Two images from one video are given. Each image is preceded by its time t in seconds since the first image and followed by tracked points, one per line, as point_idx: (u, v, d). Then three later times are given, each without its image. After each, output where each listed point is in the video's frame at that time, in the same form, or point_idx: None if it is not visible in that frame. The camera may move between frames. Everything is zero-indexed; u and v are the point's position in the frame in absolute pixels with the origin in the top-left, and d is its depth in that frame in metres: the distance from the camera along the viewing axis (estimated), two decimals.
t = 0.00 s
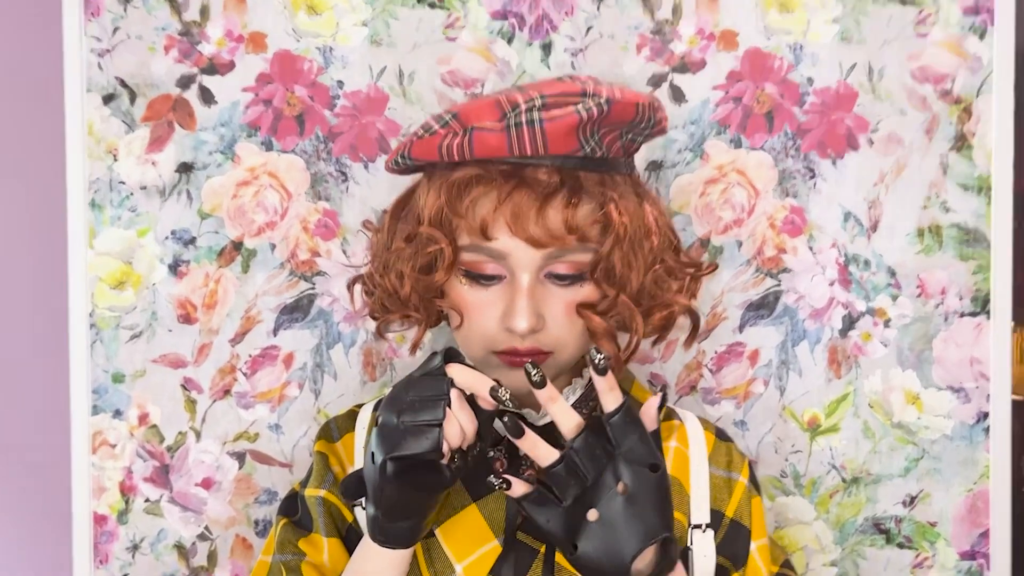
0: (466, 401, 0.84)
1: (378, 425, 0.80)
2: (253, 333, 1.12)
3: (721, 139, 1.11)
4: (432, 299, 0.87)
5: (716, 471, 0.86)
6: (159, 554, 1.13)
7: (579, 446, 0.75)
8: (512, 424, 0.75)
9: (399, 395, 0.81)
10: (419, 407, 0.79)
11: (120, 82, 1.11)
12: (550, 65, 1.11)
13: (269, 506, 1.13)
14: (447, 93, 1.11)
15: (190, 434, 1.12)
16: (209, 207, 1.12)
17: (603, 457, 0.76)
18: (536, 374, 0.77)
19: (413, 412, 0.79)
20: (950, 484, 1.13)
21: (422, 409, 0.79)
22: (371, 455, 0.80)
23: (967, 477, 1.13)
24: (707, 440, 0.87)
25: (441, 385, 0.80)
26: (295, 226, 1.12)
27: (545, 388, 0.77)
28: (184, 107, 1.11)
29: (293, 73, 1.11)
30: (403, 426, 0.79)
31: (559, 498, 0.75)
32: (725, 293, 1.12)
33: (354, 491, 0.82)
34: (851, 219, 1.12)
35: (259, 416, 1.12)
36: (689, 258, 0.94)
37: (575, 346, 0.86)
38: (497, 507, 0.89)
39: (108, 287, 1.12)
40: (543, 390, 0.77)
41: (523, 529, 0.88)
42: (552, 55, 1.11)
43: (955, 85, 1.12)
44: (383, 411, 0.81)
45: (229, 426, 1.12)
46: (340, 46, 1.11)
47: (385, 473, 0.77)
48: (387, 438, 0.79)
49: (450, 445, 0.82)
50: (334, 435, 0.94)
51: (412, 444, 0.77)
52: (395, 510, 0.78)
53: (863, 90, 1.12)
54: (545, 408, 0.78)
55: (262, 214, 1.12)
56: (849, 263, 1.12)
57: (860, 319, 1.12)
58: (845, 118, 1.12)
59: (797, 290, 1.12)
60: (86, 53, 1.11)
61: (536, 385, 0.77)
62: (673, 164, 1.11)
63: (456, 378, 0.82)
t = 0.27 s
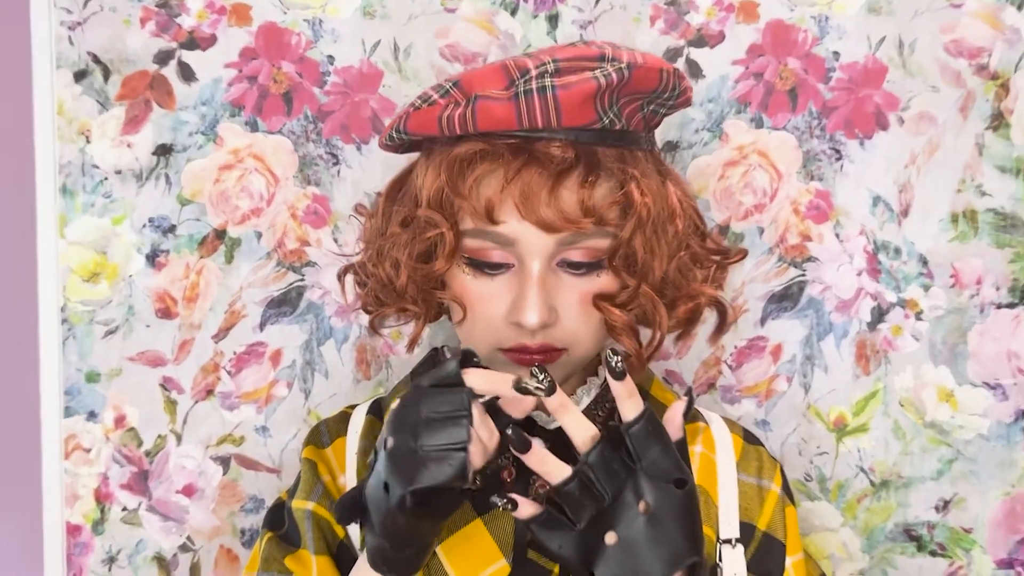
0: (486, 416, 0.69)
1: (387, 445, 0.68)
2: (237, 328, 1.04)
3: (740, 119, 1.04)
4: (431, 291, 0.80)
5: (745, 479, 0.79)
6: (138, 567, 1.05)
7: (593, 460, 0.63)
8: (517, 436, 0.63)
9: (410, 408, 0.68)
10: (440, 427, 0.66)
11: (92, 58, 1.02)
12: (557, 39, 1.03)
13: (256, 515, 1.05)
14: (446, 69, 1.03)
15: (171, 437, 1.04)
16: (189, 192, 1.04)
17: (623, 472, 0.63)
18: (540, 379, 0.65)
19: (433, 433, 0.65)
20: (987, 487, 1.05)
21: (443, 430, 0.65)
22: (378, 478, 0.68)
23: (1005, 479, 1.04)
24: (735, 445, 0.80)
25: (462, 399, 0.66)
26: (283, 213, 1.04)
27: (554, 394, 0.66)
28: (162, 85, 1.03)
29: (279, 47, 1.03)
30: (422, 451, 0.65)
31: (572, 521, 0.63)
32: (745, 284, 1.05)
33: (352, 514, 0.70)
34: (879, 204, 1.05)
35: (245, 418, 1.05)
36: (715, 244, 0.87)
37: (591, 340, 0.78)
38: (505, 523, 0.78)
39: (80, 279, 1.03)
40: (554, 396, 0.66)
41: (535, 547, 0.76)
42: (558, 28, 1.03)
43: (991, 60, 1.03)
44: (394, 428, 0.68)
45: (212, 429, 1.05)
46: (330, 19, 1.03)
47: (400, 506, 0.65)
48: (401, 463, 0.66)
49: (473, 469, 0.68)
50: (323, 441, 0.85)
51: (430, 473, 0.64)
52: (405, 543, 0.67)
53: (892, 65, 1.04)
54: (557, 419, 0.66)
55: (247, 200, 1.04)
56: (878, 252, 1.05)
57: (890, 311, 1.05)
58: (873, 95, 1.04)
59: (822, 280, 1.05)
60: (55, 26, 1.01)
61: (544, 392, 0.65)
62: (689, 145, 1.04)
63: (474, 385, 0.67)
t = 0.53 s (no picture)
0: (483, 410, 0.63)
1: (378, 448, 0.61)
2: (215, 317, 0.98)
3: (754, 92, 0.97)
4: (420, 271, 0.73)
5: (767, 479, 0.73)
6: (111, 571, 0.98)
7: (604, 464, 0.56)
8: (516, 437, 0.56)
9: (403, 406, 0.61)
10: (436, 429, 0.59)
11: (58, 26, 0.94)
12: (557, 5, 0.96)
13: (238, 515, 0.99)
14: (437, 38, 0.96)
15: (145, 434, 0.98)
16: (163, 171, 0.96)
17: (636, 478, 0.57)
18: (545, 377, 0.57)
19: (429, 436, 0.59)
20: (1013, 484, 0.99)
21: (438, 432, 0.59)
22: (368, 483, 0.62)
23: None
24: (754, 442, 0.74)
25: (461, 395, 0.60)
26: (265, 193, 0.97)
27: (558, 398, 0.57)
28: (133, 55, 0.95)
29: (259, 15, 0.96)
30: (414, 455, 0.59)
31: (580, 532, 0.56)
32: (759, 269, 0.99)
33: (341, 521, 0.64)
34: (902, 182, 0.98)
35: (225, 413, 0.98)
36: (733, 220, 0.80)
37: (600, 327, 0.72)
38: (505, 530, 0.71)
39: (47, 265, 0.96)
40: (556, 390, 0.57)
41: (536, 557, 0.69)
42: None
43: (1021, 28, 0.96)
44: (386, 427, 0.61)
45: (190, 424, 0.98)
46: None
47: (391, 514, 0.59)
48: (394, 467, 0.60)
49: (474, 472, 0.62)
50: (304, 439, 0.79)
51: (425, 479, 0.58)
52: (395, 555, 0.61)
53: (916, 34, 0.97)
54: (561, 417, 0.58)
55: (225, 178, 0.97)
56: (900, 233, 0.98)
57: (912, 296, 0.98)
58: (896, 67, 0.97)
59: (840, 264, 0.99)
60: None
61: (547, 387, 0.57)
62: (700, 120, 0.97)
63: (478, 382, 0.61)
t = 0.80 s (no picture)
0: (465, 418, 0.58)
1: (338, 464, 0.57)
2: (195, 319, 0.93)
3: (760, 82, 0.93)
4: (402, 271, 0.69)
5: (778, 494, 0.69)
6: None
7: (616, 484, 0.52)
8: (517, 454, 0.51)
9: (366, 416, 0.58)
10: (402, 442, 0.55)
11: (27, 12, 0.89)
12: None
13: (219, 527, 0.94)
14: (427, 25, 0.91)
15: (121, 442, 0.93)
16: (139, 165, 0.91)
17: (649, 499, 0.53)
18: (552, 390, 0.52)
19: (395, 450, 0.55)
20: None
21: (404, 445, 0.55)
22: (327, 505, 0.57)
23: None
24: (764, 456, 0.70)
25: (428, 402, 0.56)
26: (246, 188, 0.92)
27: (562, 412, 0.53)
28: (107, 43, 0.90)
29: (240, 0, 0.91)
30: (378, 471, 0.55)
31: (586, 557, 0.52)
32: (766, 267, 0.94)
33: (301, 551, 0.59)
34: (913, 177, 0.94)
35: (205, 420, 0.93)
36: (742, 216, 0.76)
37: (598, 331, 0.67)
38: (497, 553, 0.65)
39: (17, 265, 0.91)
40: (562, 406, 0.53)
41: None
42: None
43: None
44: (347, 442, 0.57)
45: (169, 432, 0.93)
46: None
47: (352, 538, 0.55)
48: (356, 485, 0.55)
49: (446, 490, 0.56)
50: (282, 454, 0.74)
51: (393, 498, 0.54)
52: None
53: (928, 21, 0.93)
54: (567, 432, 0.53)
55: (204, 173, 0.92)
56: (912, 230, 0.94)
57: (925, 296, 0.94)
58: (907, 56, 0.93)
59: (850, 262, 0.94)
60: None
61: (551, 401, 0.52)
62: (703, 111, 0.93)
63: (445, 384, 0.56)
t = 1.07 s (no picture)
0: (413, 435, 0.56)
1: (267, 525, 0.54)
2: (170, 319, 0.89)
3: (756, 72, 0.90)
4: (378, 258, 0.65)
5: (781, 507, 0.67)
6: None
7: (641, 522, 0.48)
8: (529, 485, 0.46)
9: (291, 467, 0.55)
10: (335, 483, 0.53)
11: None
12: None
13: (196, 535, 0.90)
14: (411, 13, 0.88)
15: (93, 447, 0.89)
16: (111, 158, 0.87)
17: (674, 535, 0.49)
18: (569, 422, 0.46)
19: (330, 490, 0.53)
20: None
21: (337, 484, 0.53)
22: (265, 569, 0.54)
23: None
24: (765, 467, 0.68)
25: (352, 440, 0.54)
26: (222, 183, 0.88)
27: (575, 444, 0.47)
28: (76, 31, 0.86)
29: None
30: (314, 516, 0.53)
31: None
32: (763, 264, 0.91)
33: None
34: (914, 171, 0.91)
35: (181, 423, 0.90)
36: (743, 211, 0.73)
37: (590, 326, 0.63)
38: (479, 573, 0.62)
39: None
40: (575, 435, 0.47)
41: None
42: None
43: None
44: (278, 490, 0.55)
45: (143, 437, 0.90)
46: None
47: None
48: (296, 534, 0.53)
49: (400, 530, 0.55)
50: (251, 462, 0.71)
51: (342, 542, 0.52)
52: None
53: (930, 10, 0.90)
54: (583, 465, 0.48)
55: (179, 166, 0.88)
56: (912, 226, 0.91)
57: (926, 294, 0.91)
58: (908, 45, 0.90)
59: (849, 259, 0.91)
60: None
61: (568, 433, 0.46)
62: (698, 103, 0.90)
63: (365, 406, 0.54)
